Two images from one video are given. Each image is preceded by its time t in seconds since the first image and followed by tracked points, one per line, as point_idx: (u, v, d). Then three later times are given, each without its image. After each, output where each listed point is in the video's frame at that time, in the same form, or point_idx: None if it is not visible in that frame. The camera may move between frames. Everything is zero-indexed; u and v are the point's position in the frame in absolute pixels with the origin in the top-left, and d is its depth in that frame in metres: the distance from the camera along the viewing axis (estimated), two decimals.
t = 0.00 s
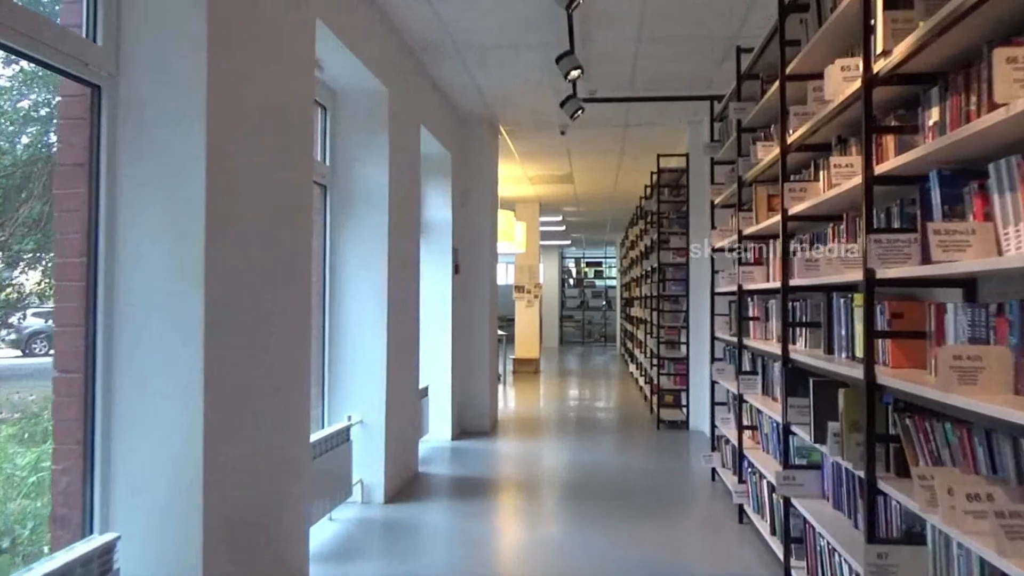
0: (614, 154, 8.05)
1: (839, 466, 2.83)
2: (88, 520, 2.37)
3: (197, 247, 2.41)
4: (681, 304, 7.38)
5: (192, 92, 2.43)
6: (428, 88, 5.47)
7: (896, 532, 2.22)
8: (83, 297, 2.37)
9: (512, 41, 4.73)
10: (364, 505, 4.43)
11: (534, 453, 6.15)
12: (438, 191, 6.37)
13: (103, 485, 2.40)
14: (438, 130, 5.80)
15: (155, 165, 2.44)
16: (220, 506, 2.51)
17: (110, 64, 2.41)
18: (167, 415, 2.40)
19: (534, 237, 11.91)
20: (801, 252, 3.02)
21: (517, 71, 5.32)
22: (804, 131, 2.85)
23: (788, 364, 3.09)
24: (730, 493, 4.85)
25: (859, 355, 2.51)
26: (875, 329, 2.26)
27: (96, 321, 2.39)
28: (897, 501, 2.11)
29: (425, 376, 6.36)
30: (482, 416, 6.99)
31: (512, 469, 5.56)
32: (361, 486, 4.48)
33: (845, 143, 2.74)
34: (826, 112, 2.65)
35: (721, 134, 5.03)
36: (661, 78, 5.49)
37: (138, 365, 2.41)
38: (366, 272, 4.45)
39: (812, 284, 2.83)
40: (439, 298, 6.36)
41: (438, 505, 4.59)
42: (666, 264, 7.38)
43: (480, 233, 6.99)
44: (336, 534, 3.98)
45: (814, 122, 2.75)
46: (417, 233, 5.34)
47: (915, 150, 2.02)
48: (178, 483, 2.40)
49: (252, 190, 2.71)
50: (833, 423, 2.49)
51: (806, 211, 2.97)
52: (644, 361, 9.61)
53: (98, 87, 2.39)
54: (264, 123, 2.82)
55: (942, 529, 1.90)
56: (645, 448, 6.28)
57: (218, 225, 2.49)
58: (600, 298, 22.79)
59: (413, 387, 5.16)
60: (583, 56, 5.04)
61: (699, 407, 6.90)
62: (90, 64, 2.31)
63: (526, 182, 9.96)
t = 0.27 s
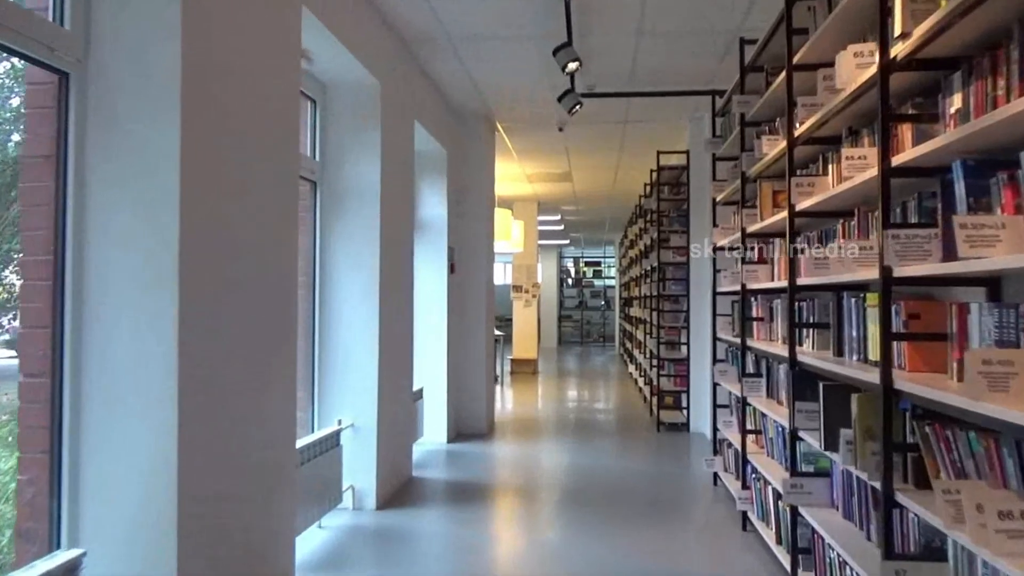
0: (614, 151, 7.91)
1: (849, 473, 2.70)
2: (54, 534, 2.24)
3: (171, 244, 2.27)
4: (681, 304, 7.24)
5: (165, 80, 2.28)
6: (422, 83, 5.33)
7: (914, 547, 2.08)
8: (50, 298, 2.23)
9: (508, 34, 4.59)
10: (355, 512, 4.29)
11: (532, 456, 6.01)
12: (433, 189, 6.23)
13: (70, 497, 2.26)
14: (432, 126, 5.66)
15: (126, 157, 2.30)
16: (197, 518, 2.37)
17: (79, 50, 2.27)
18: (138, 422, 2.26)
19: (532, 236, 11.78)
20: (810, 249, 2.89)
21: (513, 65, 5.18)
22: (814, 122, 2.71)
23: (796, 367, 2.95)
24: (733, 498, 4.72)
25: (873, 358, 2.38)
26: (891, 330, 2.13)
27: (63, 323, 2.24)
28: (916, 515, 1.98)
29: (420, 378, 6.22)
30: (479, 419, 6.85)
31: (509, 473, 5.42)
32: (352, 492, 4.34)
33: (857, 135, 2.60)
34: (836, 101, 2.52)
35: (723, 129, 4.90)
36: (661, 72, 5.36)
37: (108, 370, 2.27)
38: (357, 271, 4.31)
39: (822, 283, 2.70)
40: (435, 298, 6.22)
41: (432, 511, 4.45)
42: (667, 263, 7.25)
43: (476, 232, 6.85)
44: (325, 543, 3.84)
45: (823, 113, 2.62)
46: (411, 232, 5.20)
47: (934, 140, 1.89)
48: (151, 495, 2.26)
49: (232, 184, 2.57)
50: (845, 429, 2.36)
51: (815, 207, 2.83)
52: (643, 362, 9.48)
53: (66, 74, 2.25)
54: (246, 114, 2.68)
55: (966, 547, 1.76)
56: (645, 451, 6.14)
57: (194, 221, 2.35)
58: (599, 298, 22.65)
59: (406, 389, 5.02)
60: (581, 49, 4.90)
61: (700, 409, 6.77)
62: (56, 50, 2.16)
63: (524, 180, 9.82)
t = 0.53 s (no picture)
0: (615, 149, 7.80)
1: (861, 481, 2.59)
2: (27, 547, 2.13)
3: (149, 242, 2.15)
4: (683, 304, 7.13)
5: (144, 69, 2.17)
6: (419, 79, 5.22)
7: (932, 562, 1.96)
8: (22, 298, 2.12)
9: (506, 28, 4.48)
10: (349, 518, 4.18)
11: (532, 459, 5.90)
12: (431, 187, 6.12)
13: (44, 508, 2.15)
14: (429, 123, 5.55)
15: (104, 150, 2.18)
16: (177, 530, 2.25)
17: (54, 38, 2.16)
18: (116, 430, 2.14)
19: (533, 236, 11.68)
20: (820, 247, 2.77)
21: (512, 60, 5.07)
22: (824, 113, 2.60)
23: (804, 370, 2.84)
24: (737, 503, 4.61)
25: (887, 361, 2.27)
26: (908, 333, 2.01)
27: (36, 324, 2.13)
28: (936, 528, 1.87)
29: (417, 379, 6.12)
30: (478, 421, 6.74)
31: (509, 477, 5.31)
32: (346, 497, 4.23)
33: (871, 127, 2.49)
34: (849, 92, 2.40)
35: (727, 125, 4.79)
36: (663, 67, 5.25)
37: (85, 374, 2.16)
38: (351, 271, 4.19)
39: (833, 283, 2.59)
40: (433, 298, 6.12)
41: (429, 517, 4.34)
42: (668, 263, 7.14)
43: (475, 231, 6.73)
44: (317, 550, 3.73)
45: (835, 105, 2.51)
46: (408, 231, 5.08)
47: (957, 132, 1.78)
48: (129, 506, 2.14)
49: (216, 180, 2.46)
50: (859, 437, 2.25)
51: (824, 203, 2.72)
52: (644, 363, 9.36)
53: (40, 63, 2.14)
54: (232, 107, 2.57)
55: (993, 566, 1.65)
56: (647, 455, 6.02)
57: (174, 218, 2.23)
58: (600, 298, 22.55)
59: (403, 392, 4.91)
60: (581, 44, 4.79)
61: (702, 411, 6.66)
62: (28, 37, 2.05)
63: (524, 179, 9.72)
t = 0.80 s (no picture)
0: (615, 146, 7.69)
1: (873, 487, 2.49)
2: None
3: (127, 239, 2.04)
4: (685, 304, 7.03)
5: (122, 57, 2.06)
6: (416, 74, 5.12)
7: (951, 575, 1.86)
8: None
9: (504, 21, 4.37)
10: (343, 523, 4.08)
11: (531, 461, 5.80)
12: (428, 185, 6.01)
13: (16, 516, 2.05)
14: (426, 120, 5.45)
15: (80, 142, 2.08)
16: (157, 541, 2.14)
17: (26, 23, 2.05)
18: (91, 435, 2.04)
19: (532, 235, 11.57)
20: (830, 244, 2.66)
21: (510, 55, 4.97)
22: (835, 105, 2.49)
23: (813, 372, 2.74)
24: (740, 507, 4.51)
25: (902, 363, 2.16)
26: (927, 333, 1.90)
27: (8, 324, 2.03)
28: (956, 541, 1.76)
29: (415, 380, 6.02)
30: (476, 422, 6.64)
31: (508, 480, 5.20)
32: (340, 502, 4.13)
33: (885, 118, 2.38)
34: (862, 82, 2.30)
35: (730, 120, 4.68)
36: (664, 62, 5.14)
37: (59, 376, 2.06)
38: (345, 270, 4.09)
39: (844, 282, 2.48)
40: (431, 298, 6.01)
41: (426, 521, 4.24)
42: (670, 262, 7.04)
43: (473, 229, 6.63)
44: (310, 556, 3.64)
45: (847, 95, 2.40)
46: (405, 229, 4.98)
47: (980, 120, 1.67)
48: (105, 516, 2.04)
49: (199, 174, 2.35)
50: (873, 442, 2.15)
51: (834, 198, 2.61)
52: (645, 363, 9.25)
53: (12, 49, 2.03)
54: (216, 97, 2.46)
55: None
56: (648, 457, 5.92)
57: (154, 214, 2.13)
58: (600, 297, 22.45)
59: (399, 394, 4.80)
60: (581, 38, 4.68)
61: (704, 412, 6.56)
62: None
63: (523, 177, 9.61)
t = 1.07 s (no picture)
0: (617, 143, 7.55)
1: (893, 499, 2.35)
2: None
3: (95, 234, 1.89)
4: (689, 304, 6.89)
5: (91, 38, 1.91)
6: (413, 67, 4.98)
7: None
8: None
9: (503, 11, 4.23)
10: (336, 531, 3.94)
11: (532, 465, 5.66)
12: (426, 182, 5.87)
13: None
14: (424, 115, 5.31)
15: (43, 128, 1.93)
16: (127, 559, 2.00)
17: None
18: (55, 445, 1.89)
19: (533, 234, 11.42)
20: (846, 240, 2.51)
21: (510, 47, 4.83)
22: (853, 92, 2.34)
23: (828, 376, 2.60)
24: (747, 514, 4.36)
25: (927, 368, 2.02)
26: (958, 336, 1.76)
27: None
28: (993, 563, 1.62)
29: (413, 382, 5.88)
30: (475, 425, 6.49)
31: (508, 486, 5.06)
32: (334, 509, 3.98)
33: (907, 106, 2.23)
34: (883, 66, 2.15)
35: (736, 114, 4.53)
36: (669, 55, 4.99)
37: (21, 380, 1.91)
38: (339, 269, 3.95)
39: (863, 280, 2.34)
40: (429, 297, 5.87)
41: (422, 529, 4.10)
42: (674, 261, 6.89)
43: (472, 228, 6.48)
44: (301, 567, 3.50)
45: (867, 81, 2.25)
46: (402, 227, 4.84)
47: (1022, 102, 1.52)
48: (71, 533, 1.90)
49: (177, 165, 2.20)
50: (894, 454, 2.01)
51: (851, 191, 2.46)
52: (648, 364, 9.10)
53: None
54: (196, 84, 2.31)
55: None
56: (651, 461, 5.76)
57: (127, 207, 1.98)
58: (601, 298, 22.29)
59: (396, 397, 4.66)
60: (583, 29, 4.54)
61: (709, 414, 6.41)
62: None
63: (524, 175, 9.46)
